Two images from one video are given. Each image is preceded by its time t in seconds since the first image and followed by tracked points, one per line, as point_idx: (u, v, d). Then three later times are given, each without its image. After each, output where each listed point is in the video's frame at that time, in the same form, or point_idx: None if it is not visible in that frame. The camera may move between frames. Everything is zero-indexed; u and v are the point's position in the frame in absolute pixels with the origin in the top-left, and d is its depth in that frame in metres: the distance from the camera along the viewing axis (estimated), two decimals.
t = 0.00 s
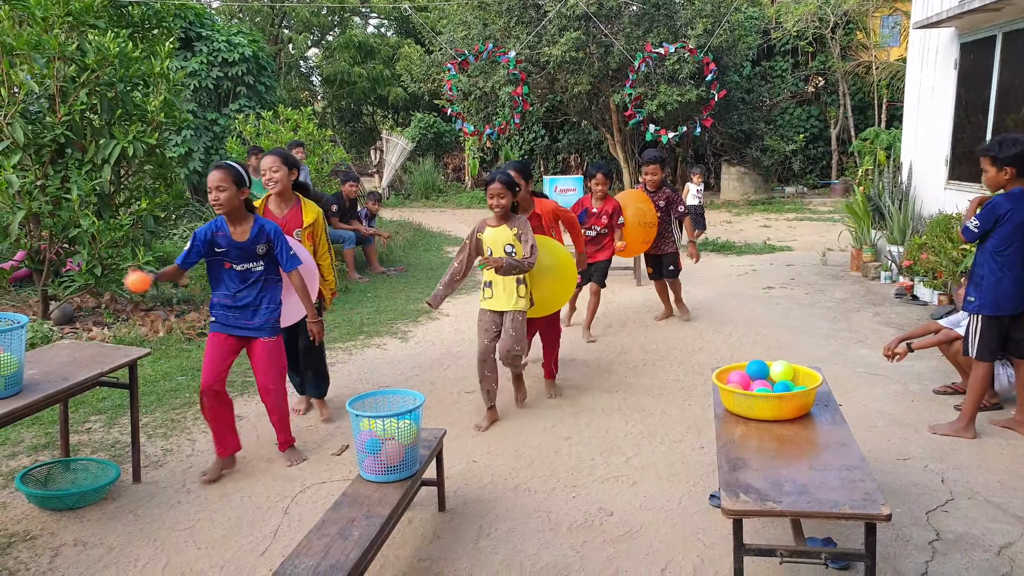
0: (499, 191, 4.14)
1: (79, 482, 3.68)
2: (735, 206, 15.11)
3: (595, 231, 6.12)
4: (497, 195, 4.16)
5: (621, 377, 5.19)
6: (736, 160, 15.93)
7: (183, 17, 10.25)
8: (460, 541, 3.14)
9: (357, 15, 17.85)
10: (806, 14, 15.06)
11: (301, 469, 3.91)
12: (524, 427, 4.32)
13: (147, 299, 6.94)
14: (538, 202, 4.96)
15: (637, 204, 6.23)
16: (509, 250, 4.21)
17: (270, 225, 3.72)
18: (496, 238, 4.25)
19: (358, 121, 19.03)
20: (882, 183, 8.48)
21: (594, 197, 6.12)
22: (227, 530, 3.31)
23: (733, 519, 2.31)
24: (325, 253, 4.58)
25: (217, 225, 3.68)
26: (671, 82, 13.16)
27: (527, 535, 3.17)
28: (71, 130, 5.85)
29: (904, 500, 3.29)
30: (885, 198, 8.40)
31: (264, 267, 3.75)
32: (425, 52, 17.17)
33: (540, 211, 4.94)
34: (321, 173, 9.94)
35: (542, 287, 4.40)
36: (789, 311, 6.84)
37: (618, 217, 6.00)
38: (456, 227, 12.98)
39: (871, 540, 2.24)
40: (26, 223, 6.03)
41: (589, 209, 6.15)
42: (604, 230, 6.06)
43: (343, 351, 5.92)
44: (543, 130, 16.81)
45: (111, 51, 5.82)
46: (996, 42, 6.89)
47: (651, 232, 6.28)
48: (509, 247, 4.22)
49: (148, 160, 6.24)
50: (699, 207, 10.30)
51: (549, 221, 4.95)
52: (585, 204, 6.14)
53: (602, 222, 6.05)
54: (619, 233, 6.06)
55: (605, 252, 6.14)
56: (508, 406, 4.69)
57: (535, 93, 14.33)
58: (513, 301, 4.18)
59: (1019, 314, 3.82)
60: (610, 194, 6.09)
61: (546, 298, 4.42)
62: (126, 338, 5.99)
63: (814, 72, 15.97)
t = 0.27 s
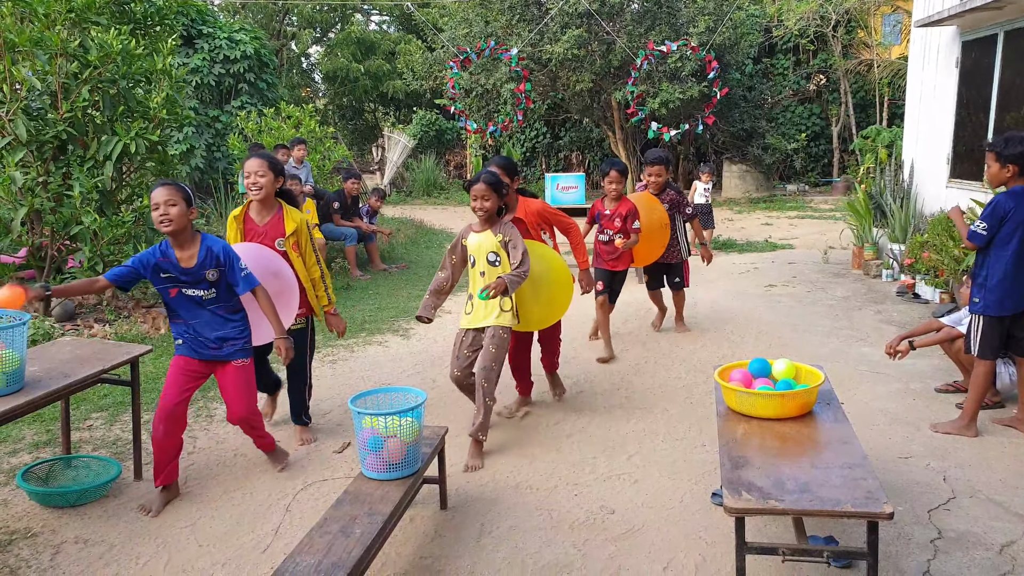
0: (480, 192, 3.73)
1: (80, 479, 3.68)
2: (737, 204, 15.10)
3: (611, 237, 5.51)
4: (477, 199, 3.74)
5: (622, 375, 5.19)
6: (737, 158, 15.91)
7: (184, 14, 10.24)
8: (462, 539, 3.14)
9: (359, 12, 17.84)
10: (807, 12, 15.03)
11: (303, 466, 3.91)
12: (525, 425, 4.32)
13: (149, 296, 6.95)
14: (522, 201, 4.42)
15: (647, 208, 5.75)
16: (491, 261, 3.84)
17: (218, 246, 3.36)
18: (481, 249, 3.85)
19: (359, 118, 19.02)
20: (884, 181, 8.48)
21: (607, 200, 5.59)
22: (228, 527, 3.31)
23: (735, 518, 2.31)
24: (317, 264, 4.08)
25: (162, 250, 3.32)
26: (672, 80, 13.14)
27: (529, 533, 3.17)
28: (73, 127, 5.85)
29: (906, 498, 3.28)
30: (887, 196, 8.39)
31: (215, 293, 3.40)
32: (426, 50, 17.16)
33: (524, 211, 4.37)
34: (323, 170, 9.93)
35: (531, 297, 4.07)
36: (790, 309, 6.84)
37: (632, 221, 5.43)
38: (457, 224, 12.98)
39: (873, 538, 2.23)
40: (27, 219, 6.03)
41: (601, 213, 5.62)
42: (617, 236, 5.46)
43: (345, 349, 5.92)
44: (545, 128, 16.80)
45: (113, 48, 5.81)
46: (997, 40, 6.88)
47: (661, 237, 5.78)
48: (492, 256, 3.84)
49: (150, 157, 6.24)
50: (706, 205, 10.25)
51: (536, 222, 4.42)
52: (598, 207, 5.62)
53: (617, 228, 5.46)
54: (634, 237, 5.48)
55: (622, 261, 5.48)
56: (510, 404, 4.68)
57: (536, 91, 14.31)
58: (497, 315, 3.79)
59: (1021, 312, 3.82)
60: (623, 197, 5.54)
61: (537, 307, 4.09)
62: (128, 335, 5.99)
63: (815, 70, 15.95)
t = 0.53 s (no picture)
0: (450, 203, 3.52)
1: (84, 477, 3.69)
2: (739, 204, 15.09)
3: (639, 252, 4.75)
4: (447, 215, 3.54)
5: (625, 375, 5.19)
6: (740, 158, 15.90)
7: (188, 13, 10.26)
8: (465, 539, 3.15)
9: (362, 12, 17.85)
10: (810, 12, 15.01)
11: (306, 465, 3.92)
12: (528, 425, 4.32)
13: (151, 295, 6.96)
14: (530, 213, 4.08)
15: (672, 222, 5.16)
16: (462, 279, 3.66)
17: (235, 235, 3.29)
18: (454, 267, 3.65)
19: (362, 118, 19.03)
20: (887, 182, 8.47)
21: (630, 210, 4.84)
22: (231, 526, 3.31)
23: (738, 518, 2.31)
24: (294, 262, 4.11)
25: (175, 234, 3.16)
26: (675, 81, 13.14)
27: (532, 533, 3.17)
28: (77, 126, 5.86)
29: (909, 499, 3.28)
30: (890, 197, 8.39)
31: (229, 283, 3.28)
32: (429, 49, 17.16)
33: (531, 228, 4.03)
34: (326, 170, 9.94)
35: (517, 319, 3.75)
36: (793, 310, 6.83)
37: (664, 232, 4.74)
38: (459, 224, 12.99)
39: (877, 540, 2.23)
40: (31, 218, 6.04)
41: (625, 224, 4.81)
42: (645, 251, 4.74)
43: (348, 348, 5.93)
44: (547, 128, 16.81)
45: (117, 47, 5.82)
46: (1002, 41, 6.87)
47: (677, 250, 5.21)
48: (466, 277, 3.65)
49: (154, 156, 6.25)
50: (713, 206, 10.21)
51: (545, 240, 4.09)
52: (619, 218, 4.85)
53: (646, 240, 4.74)
54: (665, 251, 4.77)
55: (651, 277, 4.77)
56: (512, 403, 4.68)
57: (539, 91, 14.30)
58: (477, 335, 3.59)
59: None
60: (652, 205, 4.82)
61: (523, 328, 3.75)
62: (131, 334, 6.01)
63: (818, 70, 15.94)
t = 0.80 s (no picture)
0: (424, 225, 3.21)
1: (84, 478, 3.69)
2: (740, 204, 15.08)
3: (671, 267, 4.19)
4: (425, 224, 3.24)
5: (626, 375, 5.19)
6: (740, 158, 15.89)
7: (189, 14, 10.26)
8: (466, 539, 3.14)
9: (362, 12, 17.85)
10: (811, 13, 15.00)
11: (306, 466, 3.92)
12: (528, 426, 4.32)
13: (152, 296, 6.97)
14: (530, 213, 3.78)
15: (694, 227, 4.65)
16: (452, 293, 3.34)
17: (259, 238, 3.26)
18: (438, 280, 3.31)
19: (363, 117, 19.03)
20: (888, 182, 8.47)
21: (656, 220, 4.30)
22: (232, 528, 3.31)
23: (740, 519, 2.31)
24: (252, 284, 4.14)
25: (203, 235, 3.09)
26: (676, 81, 13.14)
27: (533, 533, 3.17)
28: (77, 126, 5.86)
29: (911, 499, 3.28)
30: (891, 197, 8.39)
31: (256, 284, 3.24)
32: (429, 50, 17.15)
33: (530, 230, 3.73)
34: (326, 170, 9.94)
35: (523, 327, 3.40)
36: (794, 310, 6.83)
37: (694, 243, 4.14)
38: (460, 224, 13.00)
39: (878, 540, 2.21)
40: (31, 218, 6.04)
41: (650, 235, 4.29)
42: (675, 266, 4.18)
43: (348, 348, 5.93)
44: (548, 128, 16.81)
45: (118, 47, 5.82)
46: (1002, 41, 6.86)
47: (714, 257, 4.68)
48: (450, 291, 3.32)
49: (154, 156, 6.24)
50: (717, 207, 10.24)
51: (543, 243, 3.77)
52: (645, 230, 4.34)
53: (676, 255, 4.17)
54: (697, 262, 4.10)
55: (687, 296, 4.21)
56: (513, 404, 4.68)
57: (540, 91, 14.29)
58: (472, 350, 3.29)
59: None
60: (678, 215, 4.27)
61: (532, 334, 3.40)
62: (132, 334, 6.01)
63: (819, 70, 15.92)
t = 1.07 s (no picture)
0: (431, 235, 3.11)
1: (83, 480, 3.69)
2: (739, 207, 15.10)
3: (695, 293, 3.85)
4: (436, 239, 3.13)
5: (625, 378, 5.19)
6: (740, 161, 15.92)
7: (189, 15, 10.27)
8: (465, 541, 3.15)
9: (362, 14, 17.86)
10: (810, 16, 15.02)
11: (306, 468, 3.92)
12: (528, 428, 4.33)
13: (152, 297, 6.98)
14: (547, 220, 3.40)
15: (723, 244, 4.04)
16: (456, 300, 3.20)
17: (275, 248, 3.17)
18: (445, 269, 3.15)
19: (362, 119, 19.05)
20: (887, 186, 8.48)
21: (678, 241, 3.86)
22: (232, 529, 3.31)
23: (740, 522, 2.31)
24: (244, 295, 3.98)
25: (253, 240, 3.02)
26: (676, 84, 13.15)
27: (532, 536, 3.17)
28: (77, 128, 5.86)
29: (910, 503, 3.28)
30: (890, 200, 8.40)
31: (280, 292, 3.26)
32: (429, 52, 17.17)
33: (547, 238, 3.36)
34: (326, 172, 9.95)
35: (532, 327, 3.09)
36: (793, 313, 6.84)
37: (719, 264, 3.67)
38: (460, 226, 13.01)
39: (876, 542, 2.21)
40: (31, 220, 6.05)
41: (672, 260, 3.86)
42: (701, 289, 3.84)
43: (348, 350, 5.93)
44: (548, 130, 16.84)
45: (118, 49, 5.83)
46: (1001, 46, 6.88)
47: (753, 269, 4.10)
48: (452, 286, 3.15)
49: (154, 158, 6.25)
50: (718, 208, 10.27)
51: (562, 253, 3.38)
52: (667, 251, 3.90)
53: (702, 280, 3.79)
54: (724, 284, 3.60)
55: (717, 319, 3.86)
56: (513, 406, 4.68)
57: (540, 93, 14.30)
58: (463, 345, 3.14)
59: None
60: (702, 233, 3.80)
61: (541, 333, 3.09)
62: (131, 336, 6.02)
63: (818, 74, 15.95)
